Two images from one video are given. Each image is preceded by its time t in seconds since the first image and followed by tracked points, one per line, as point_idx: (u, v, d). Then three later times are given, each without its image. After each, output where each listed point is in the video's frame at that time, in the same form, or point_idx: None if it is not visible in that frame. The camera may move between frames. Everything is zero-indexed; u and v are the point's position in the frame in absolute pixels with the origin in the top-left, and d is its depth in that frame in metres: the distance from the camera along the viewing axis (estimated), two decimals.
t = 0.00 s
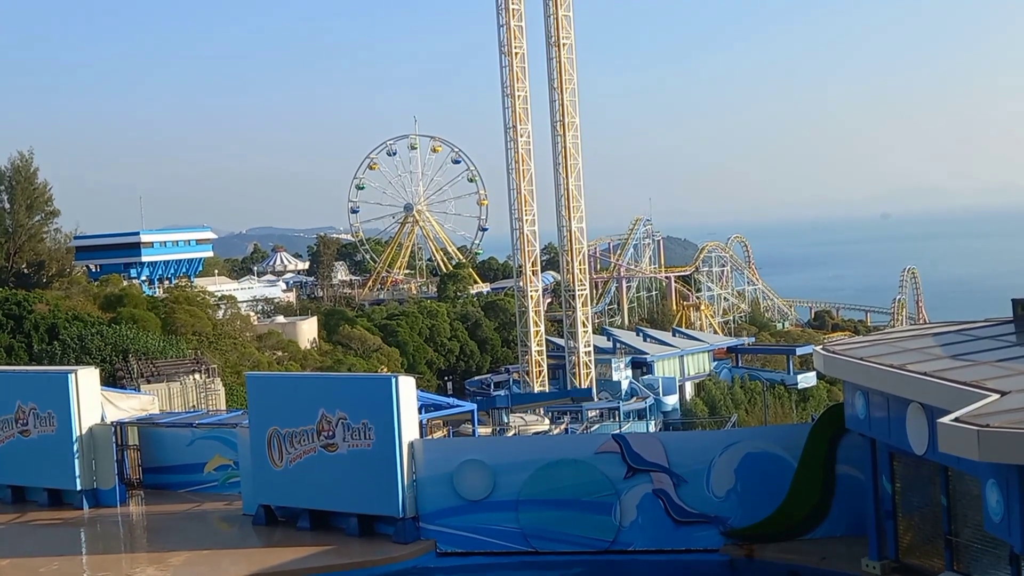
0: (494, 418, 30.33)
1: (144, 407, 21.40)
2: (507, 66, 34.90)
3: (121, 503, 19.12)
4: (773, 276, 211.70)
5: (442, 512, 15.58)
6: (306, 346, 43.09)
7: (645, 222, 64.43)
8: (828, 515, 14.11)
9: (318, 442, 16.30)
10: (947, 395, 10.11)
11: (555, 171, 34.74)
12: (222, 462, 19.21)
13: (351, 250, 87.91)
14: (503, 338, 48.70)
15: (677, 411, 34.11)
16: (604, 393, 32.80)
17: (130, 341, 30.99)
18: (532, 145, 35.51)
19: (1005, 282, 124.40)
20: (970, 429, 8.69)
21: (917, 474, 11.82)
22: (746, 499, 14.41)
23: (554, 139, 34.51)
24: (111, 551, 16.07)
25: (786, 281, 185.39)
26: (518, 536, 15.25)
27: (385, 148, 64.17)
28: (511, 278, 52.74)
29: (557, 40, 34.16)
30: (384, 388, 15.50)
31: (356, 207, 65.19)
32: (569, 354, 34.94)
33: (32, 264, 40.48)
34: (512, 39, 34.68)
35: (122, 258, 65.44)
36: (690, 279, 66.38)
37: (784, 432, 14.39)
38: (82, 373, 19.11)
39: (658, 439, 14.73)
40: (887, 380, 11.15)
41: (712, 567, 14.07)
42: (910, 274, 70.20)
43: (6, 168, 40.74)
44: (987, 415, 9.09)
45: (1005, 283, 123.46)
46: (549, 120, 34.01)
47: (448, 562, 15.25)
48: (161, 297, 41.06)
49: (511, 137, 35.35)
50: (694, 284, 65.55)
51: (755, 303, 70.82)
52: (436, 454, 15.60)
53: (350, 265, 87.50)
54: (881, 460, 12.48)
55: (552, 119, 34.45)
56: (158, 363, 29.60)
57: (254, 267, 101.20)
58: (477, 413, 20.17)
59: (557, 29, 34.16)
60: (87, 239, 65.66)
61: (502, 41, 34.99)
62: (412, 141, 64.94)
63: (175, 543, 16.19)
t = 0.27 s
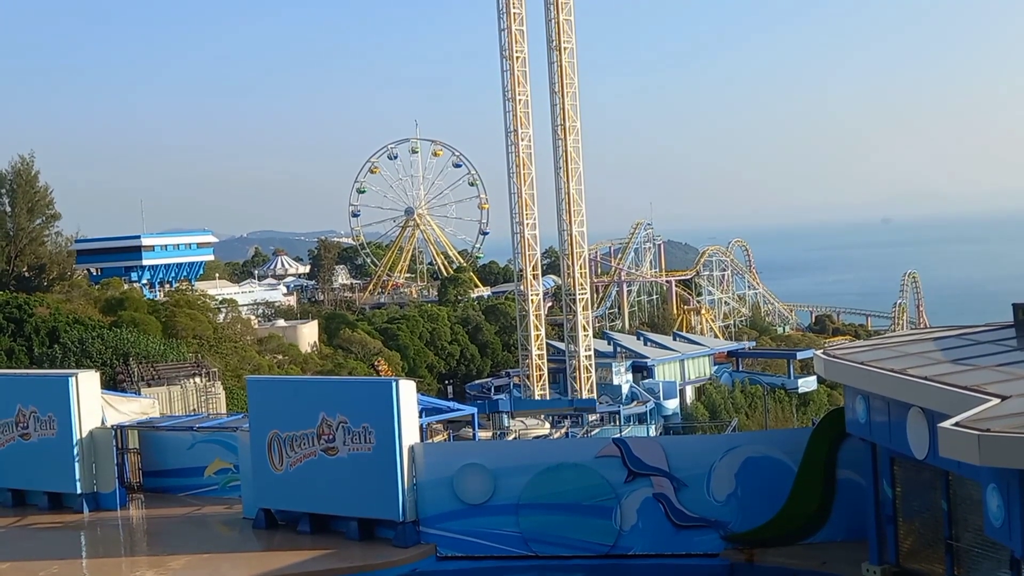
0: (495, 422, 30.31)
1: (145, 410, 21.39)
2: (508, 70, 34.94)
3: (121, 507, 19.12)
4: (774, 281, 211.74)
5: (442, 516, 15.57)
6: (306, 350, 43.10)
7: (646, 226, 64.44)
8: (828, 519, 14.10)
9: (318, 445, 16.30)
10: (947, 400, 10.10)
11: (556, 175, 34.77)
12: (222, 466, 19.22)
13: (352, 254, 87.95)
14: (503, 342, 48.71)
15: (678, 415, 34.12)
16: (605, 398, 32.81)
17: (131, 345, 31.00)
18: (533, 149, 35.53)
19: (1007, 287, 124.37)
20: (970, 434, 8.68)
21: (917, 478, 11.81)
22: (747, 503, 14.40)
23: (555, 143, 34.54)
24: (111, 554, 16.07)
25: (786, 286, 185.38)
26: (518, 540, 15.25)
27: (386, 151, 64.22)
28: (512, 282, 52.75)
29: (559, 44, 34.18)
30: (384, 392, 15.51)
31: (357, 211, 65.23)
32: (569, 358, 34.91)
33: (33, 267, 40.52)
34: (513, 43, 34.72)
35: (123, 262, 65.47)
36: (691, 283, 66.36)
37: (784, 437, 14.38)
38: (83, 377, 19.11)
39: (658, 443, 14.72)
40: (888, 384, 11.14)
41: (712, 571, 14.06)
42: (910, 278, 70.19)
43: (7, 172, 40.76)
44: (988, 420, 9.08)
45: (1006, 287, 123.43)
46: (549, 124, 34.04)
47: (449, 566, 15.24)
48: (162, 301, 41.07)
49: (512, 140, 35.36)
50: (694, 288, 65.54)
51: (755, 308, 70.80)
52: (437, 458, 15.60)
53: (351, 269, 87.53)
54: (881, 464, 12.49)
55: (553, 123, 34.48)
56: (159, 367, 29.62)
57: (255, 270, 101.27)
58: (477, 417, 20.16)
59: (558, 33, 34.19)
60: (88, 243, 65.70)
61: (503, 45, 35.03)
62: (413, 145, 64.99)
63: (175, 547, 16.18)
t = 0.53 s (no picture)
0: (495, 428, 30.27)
1: (144, 416, 21.38)
2: (506, 76, 34.99)
3: (120, 513, 19.10)
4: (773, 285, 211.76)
5: (442, 522, 15.57)
6: (306, 356, 43.07)
7: (644, 231, 64.47)
8: (828, 524, 14.09)
9: (317, 451, 16.30)
10: (946, 404, 10.10)
11: (555, 180, 34.79)
12: (222, 472, 19.19)
13: (351, 259, 87.94)
14: (502, 347, 48.69)
15: (677, 420, 34.11)
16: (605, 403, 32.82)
17: (130, 351, 30.98)
18: (532, 155, 35.56)
19: (1006, 291, 124.37)
20: (970, 438, 8.69)
21: (917, 483, 11.82)
22: (746, 509, 14.39)
23: (554, 148, 34.55)
24: (111, 561, 16.06)
25: (785, 290, 185.43)
26: (518, 545, 15.23)
27: (385, 157, 64.26)
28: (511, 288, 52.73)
29: (557, 50, 34.24)
30: (383, 398, 15.51)
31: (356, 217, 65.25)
32: (568, 363, 34.88)
33: (31, 274, 40.52)
34: (512, 49, 34.79)
35: (122, 268, 65.47)
36: (690, 288, 66.36)
37: (783, 441, 14.38)
38: (82, 383, 19.10)
39: (658, 449, 14.72)
40: (887, 389, 11.15)
41: None
42: (909, 283, 70.19)
43: (6, 178, 40.76)
44: (988, 425, 9.09)
45: (1005, 291, 123.43)
46: (548, 129, 34.07)
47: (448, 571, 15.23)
48: (161, 307, 41.04)
49: (511, 146, 35.39)
50: (693, 293, 65.54)
51: (754, 312, 70.78)
52: (436, 464, 15.59)
53: (350, 275, 87.53)
54: (881, 469, 12.50)
55: (551, 129, 34.50)
56: (158, 373, 29.60)
57: (254, 276, 101.28)
58: (476, 423, 20.14)
59: (556, 39, 34.23)
60: (87, 249, 65.69)
61: (502, 51, 35.09)
62: (412, 151, 65.05)
63: (174, 553, 16.16)
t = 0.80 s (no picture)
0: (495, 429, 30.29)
1: (144, 418, 21.37)
2: (506, 77, 35.02)
3: (120, 515, 19.09)
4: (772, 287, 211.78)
5: (442, 523, 15.57)
6: (306, 357, 43.08)
7: (644, 232, 64.48)
8: (828, 525, 14.08)
9: (317, 453, 16.29)
10: (947, 405, 10.10)
11: (555, 182, 34.79)
12: (222, 474, 19.17)
13: (351, 261, 87.95)
14: (503, 348, 48.67)
15: (678, 421, 34.12)
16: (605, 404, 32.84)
17: (130, 353, 30.98)
18: (532, 156, 35.56)
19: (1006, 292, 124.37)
20: (969, 439, 8.69)
21: (917, 484, 11.81)
22: (747, 510, 14.39)
23: (554, 149, 34.55)
24: (111, 562, 16.06)
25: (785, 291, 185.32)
26: (518, 546, 15.22)
27: (385, 159, 64.29)
28: (511, 289, 52.72)
29: (557, 51, 34.25)
30: (384, 400, 15.50)
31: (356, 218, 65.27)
32: (569, 364, 34.87)
33: (32, 275, 40.51)
34: (512, 50, 34.83)
35: (122, 270, 65.51)
36: (690, 289, 66.35)
37: (783, 443, 14.37)
38: (81, 385, 19.10)
39: (658, 450, 14.71)
40: (887, 390, 11.15)
41: None
42: (909, 283, 70.16)
43: (6, 180, 40.78)
44: (988, 425, 9.09)
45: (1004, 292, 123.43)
46: (548, 131, 34.09)
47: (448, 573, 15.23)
48: (161, 308, 41.03)
49: (511, 147, 35.39)
50: (694, 295, 65.52)
51: (754, 313, 70.78)
52: (437, 465, 15.59)
53: (350, 276, 87.54)
54: (881, 470, 12.50)
55: (551, 130, 34.52)
56: (158, 374, 29.61)
57: (254, 278, 101.33)
58: (477, 424, 20.12)
59: (556, 40, 34.26)
60: (87, 251, 65.70)
61: (502, 52, 35.13)
62: (412, 153, 65.08)
63: (174, 555, 16.16)
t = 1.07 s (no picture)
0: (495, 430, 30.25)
1: (144, 420, 21.36)
2: (506, 79, 35.05)
3: (120, 517, 19.08)
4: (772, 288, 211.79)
5: (442, 525, 15.57)
6: (305, 359, 43.06)
7: (644, 234, 64.48)
8: (828, 527, 14.07)
9: (317, 455, 16.29)
10: (947, 407, 10.10)
11: (555, 183, 34.80)
12: (221, 476, 19.14)
13: (350, 263, 87.93)
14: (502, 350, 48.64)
15: (678, 423, 34.12)
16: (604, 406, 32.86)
17: (129, 355, 30.97)
18: (531, 158, 35.55)
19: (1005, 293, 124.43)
20: (969, 440, 8.69)
21: (917, 486, 11.80)
22: (747, 511, 14.39)
23: (553, 151, 34.55)
24: (111, 565, 16.06)
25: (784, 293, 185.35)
26: (518, 549, 15.22)
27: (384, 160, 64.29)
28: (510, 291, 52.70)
29: (556, 53, 34.27)
30: (383, 402, 15.51)
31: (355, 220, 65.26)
32: (568, 366, 34.85)
33: (31, 277, 40.51)
34: (511, 52, 34.85)
35: (122, 272, 65.53)
36: (689, 290, 66.33)
37: (783, 444, 14.36)
38: (81, 387, 19.11)
39: (658, 452, 14.71)
40: (887, 392, 11.15)
41: None
42: (909, 285, 70.18)
43: (5, 182, 40.79)
44: (987, 427, 9.09)
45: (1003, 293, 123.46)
46: (547, 132, 34.10)
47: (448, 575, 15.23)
48: (161, 310, 41.01)
49: (510, 149, 35.39)
50: (693, 296, 65.50)
51: (754, 315, 70.77)
52: (436, 467, 15.59)
53: (350, 278, 87.52)
54: (880, 472, 12.50)
55: (551, 132, 34.52)
56: (157, 377, 29.61)
57: (253, 280, 101.35)
58: (477, 426, 20.10)
59: (555, 42, 34.27)
60: (86, 253, 65.69)
61: (501, 54, 35.15)
62: (412, 154, 65.11)
63: (174, 557, 16.15)
